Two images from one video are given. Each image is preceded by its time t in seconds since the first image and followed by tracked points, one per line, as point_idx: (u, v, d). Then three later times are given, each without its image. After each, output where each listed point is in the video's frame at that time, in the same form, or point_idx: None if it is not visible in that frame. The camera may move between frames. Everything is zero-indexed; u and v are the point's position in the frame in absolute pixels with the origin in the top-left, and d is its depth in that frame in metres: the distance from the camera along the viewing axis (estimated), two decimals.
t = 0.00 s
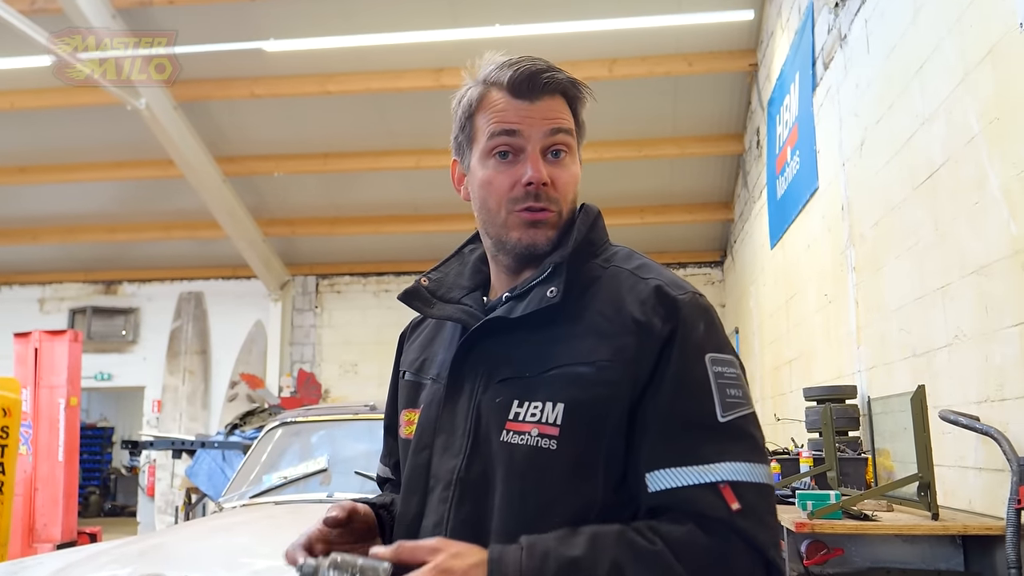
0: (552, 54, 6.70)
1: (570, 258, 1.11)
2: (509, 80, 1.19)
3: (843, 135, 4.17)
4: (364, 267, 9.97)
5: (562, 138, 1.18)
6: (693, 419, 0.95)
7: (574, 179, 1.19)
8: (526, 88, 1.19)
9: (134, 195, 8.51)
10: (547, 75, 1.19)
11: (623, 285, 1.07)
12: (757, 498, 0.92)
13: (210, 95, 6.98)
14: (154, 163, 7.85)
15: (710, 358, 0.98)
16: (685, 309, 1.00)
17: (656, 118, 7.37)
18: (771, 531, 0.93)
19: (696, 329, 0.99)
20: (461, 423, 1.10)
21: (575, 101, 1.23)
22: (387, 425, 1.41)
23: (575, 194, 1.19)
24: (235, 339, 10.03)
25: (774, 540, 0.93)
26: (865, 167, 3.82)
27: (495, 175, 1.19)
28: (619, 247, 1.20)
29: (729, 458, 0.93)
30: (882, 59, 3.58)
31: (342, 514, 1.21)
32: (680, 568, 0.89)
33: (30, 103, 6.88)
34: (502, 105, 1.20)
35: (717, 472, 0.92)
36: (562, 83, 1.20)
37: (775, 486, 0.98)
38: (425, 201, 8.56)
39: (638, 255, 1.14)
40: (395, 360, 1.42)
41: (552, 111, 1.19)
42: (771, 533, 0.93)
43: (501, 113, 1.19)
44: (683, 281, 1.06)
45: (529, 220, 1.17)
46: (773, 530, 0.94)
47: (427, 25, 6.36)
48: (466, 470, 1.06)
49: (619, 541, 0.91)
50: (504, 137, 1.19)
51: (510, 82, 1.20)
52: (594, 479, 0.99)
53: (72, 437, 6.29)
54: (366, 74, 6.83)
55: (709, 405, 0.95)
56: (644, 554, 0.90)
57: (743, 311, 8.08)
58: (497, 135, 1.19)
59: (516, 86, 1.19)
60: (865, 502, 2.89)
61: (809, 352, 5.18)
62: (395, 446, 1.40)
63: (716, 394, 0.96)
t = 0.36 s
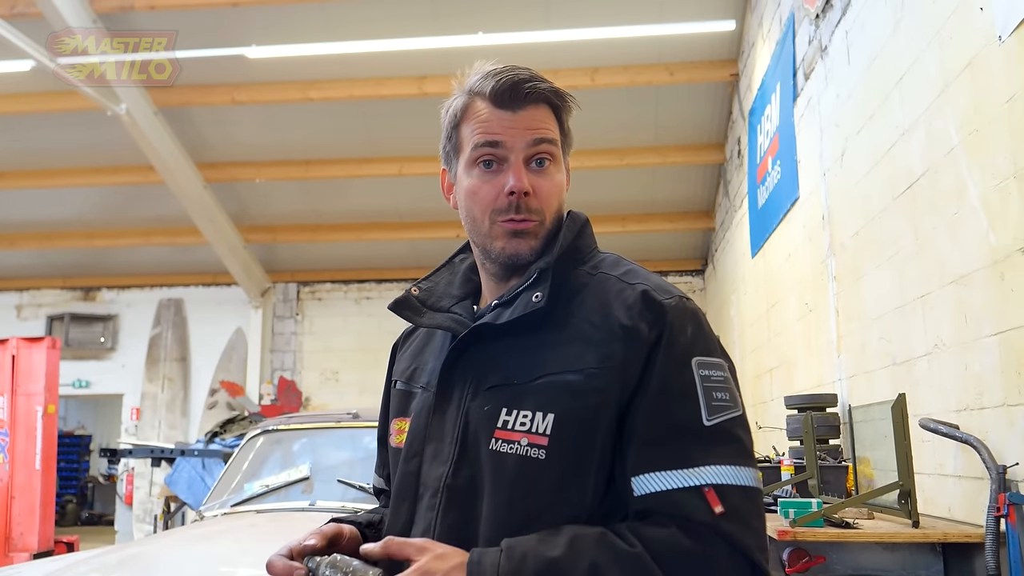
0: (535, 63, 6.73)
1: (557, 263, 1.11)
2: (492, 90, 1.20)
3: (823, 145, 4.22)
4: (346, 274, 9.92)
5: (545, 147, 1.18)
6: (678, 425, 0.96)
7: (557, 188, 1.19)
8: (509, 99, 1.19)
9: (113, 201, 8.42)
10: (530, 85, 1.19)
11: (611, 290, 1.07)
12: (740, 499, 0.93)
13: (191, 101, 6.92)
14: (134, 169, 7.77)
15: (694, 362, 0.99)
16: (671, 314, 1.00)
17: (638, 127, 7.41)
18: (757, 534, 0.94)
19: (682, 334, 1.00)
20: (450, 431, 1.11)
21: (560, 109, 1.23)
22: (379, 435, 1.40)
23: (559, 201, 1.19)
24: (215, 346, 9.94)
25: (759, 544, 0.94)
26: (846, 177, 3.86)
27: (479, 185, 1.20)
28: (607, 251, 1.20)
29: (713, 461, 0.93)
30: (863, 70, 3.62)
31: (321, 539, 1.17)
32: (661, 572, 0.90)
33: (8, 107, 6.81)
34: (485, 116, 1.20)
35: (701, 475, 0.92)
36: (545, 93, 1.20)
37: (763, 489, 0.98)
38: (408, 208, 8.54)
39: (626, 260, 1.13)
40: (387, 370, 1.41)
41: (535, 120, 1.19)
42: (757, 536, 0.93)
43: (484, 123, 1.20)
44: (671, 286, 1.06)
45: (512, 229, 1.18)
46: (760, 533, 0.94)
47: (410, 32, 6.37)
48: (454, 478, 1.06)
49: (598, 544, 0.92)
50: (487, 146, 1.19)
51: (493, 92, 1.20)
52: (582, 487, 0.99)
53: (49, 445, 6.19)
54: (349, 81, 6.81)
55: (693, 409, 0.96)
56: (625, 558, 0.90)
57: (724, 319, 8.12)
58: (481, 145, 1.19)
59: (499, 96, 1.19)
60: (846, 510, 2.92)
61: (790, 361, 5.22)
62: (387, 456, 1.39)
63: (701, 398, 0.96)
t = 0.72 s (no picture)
0: (530, 65, 6.72)
1: (563, 263, 1.11)
2: (500, 93, 1.20)
3: (819, 149, 4.23)
4: (341, 275, 9.90)
5: (551, 150, 1.19)
6: (683, 423, 0.96)
7: (564, 190, 1.19)
8: (518, 101, 1.19)
9: (108, 202, 8.40)
10: (538, 88, 1.19)
11: (616, 291, 1.07)
12: (746, 496, 0.93)
13: (186, 102, 6.91)
14: (129, 170, 7.75)
15: (699, 361, 0.99)
16: (676, 314, 1.01)
17: (633, 129, 7.41)
18: (762, 531, 0.93)
19: (687, 334, 1.00)
20: (455, 429, 1.10)
21: (568, 113, 1.23)
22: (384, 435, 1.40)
23: (565, 203, 1.19)
24: (210, 347, 9.91)
25: (764, 540, 0.93)
26: (841, 180, 3.87)
27: (485, 185, 1.20)
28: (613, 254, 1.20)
29: (718, 458, 0.94)
30: (859, 74, 3.63)
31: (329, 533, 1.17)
32: (664, 566, 0.90)
33: (3, 108, 6.79)
34: (494, 117, 1.20)
35: (706, 472, 0.92)
36: (552, 97, 1.21)
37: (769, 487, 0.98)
38: (403, 210, 8.53)
39: (632, 262, 1.14)
40: (394, 370, 1.41)
41: (542, 124, 1.19)
42: (761, 533, 0.93)
43: (492, 125, 1.20)
44: (675, 286, 1.06)
45: (516, 230, 1.18)
46: (765, 529, 0.94)
47: (405, 34, 6.37)
48: (459, 475, 1.06)
49: (601, 537, 0.92)
50: (494, 148, 1.19)
51: (502, 94, 1.20)
52: (588, 484, 0.99)
53: (43, 446, 6.17)
54: (344, 82, 6.80)
55: (697, 407, 0.96)
56: (627, 550, 0.90)
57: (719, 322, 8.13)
58: (488, 146, 1.20)
59: (507, 98, 1.19)
60: (842, 512, 2.92)
61: (785, 363, 5.22)
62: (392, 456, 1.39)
63: (706, 395, 0.97)
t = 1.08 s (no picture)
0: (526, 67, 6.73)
1: (574, 268, 1.11)
2: (509, 96, 1.20)
3: (814, 152, 4.24)
4: (337, 278, 9.89)
5: (559, 153, 1.19)
6: (693, 430, 0.96)
7: (572, 193, 1.19)
8: (526, 105, 1.20)
9: (103, 204, 8.38)
10: (546, 92, 1.20)
11: (626, 298, 1.07)
12: (755, 503, 0.93)
13: (182, 104, 6.91)
14: (125, 172, 7.74)
15: (708, 369, 1.00)
16: (686, 322, 1.01)
17: (629, 132, 7.43)
18: (769, 537, 0.94)
19: (697, 341, 1.01)
20: (464, 432, 1.10)
21: (576, 117, 1.24)
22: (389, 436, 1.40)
23: (573, 207, 1.19)
24: (205, 350, 9.89)
25: (771, 547, 0.93)
26: (837, 183, 3.88)
27: (493, 188, 1.20)
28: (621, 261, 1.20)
29: (727, 466, 0.94)
30: (854, 77, 3.64)
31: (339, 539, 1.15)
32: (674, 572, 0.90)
33: None
34: (502, 121, 1.21)
35: (714, 479, 0.93)
36: (560, 102, 1.21)
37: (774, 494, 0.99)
38: (400, 213, 8.53)
39: (641, 268, 1.14)
40: (399, 371, 1.40)
41: (550, 128, 1.19)
42: (769, 541, 0.93)
43: (500, 129, 1.21)
44: (686, 294, 1.07)
45: (522, 233, 1.18)
46: (771, 537, 0.94)
47: (401, 37, 6.38)
48: (467, 478, 1.06)
49: (610, 542, 0.92)
50: (502, 151, 1.20)
51: (510, 97, 1.21)
52: (596, 489, 0.99)
53: (38, 449, 6.14)
54: (340, 85, 6.81)
55: (707, 415, 0.97)
56: (637, 556, 0.91)
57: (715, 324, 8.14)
58: (496, 150, 1.20)
59: (515, 102, 1.20)
60: (838, 513, 2.93)
61: (781, 366, 5.23)
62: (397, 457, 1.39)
63: (715, 403, 0.97)
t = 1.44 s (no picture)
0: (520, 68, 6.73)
1: (577, 271, 1.12)
2: (510, 97, 1.21)
3: (809, 154, 4.26)
4: (330, 280, 9.87)
5: (560, 154, 1.19)
6: (697, 433, 0.97)
7: (573, 194, 1.19)
8: (528, 105, 1.20)
9: (97, 206, 8.36)
10: (548, 92, 1.20)
11: (630, 300, 1.07)
12: (757, 506, 0.94)
13: (175, 105, 6.90)
14: (118, 173, 7.72)
15: (712, 372, 1.00)
16: (690, 325, 1.02)
17: (623, 134, 7.44)
18: (772, 541, 0.94)
19: (700, 345, 1.01)
20: (467, 434, 1.10)
21: (578, 117, 1.24)
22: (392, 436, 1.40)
23: (573, 208, 1.20)
24: (198, 352, 9.86)
25: (774, 550, 0.94)
26: (831, 185, 3.90)
27: (494, 188, 1.21)
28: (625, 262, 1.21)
29: (730, 469, 0.94)
30: (848, 80, 3.66)
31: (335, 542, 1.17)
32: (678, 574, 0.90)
33: None
34: (504, 121, 1.21)
35: (718, 483, 0.93)
36: (562, 103, 1.21)
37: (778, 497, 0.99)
38: (394, 214, 8.52)
39: (645, 270, 1.15)
40: (401, 370, 1.41)
41: (551, 129, 1.20)
42: (772, 543, 0.94)
43: (501, 129, 1.21)
44: (689, 297, 1.07)
45: (523, 233, 1.19)
46: (775, 539, 0.95)
47: (395, 38, 6.38)
48: (471, 480, 1.06)
49: (614, 544, 0.93)
50: (503, 151, 1.20)
51: (511, 97, 1.21)
52: (600, 491, 1.00)
53: (30, 451, 6.11)
54: (334, 86, 6.80)
55: (710, 418, 0.97)
56: (642, 558, 0.91)
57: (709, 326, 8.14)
58: (498, 150, 1.21)
59: (517, 102, 1.20)
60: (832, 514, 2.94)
61: (775, 367, 5.24)
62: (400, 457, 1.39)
63: (719, 406, 0.98)
